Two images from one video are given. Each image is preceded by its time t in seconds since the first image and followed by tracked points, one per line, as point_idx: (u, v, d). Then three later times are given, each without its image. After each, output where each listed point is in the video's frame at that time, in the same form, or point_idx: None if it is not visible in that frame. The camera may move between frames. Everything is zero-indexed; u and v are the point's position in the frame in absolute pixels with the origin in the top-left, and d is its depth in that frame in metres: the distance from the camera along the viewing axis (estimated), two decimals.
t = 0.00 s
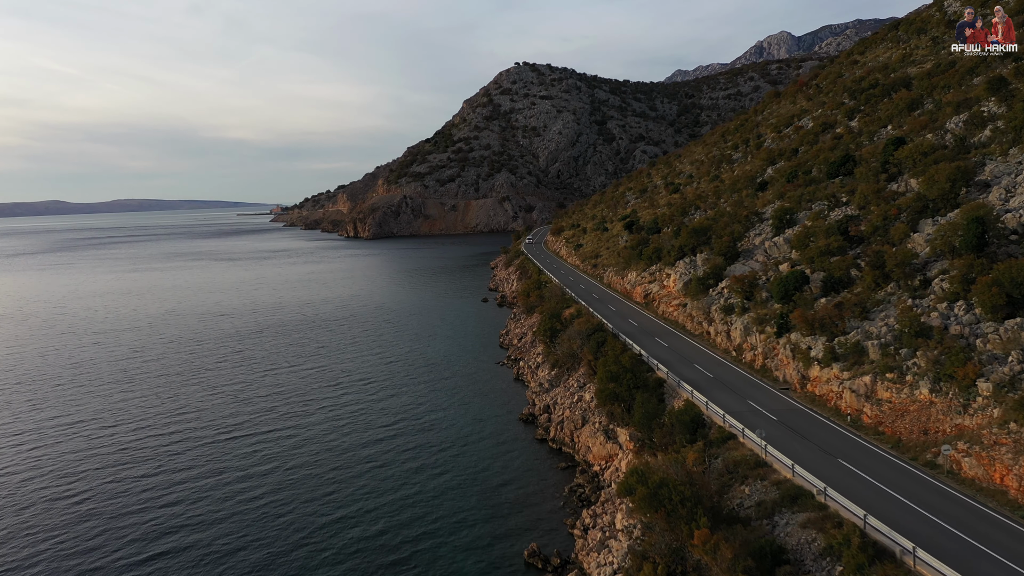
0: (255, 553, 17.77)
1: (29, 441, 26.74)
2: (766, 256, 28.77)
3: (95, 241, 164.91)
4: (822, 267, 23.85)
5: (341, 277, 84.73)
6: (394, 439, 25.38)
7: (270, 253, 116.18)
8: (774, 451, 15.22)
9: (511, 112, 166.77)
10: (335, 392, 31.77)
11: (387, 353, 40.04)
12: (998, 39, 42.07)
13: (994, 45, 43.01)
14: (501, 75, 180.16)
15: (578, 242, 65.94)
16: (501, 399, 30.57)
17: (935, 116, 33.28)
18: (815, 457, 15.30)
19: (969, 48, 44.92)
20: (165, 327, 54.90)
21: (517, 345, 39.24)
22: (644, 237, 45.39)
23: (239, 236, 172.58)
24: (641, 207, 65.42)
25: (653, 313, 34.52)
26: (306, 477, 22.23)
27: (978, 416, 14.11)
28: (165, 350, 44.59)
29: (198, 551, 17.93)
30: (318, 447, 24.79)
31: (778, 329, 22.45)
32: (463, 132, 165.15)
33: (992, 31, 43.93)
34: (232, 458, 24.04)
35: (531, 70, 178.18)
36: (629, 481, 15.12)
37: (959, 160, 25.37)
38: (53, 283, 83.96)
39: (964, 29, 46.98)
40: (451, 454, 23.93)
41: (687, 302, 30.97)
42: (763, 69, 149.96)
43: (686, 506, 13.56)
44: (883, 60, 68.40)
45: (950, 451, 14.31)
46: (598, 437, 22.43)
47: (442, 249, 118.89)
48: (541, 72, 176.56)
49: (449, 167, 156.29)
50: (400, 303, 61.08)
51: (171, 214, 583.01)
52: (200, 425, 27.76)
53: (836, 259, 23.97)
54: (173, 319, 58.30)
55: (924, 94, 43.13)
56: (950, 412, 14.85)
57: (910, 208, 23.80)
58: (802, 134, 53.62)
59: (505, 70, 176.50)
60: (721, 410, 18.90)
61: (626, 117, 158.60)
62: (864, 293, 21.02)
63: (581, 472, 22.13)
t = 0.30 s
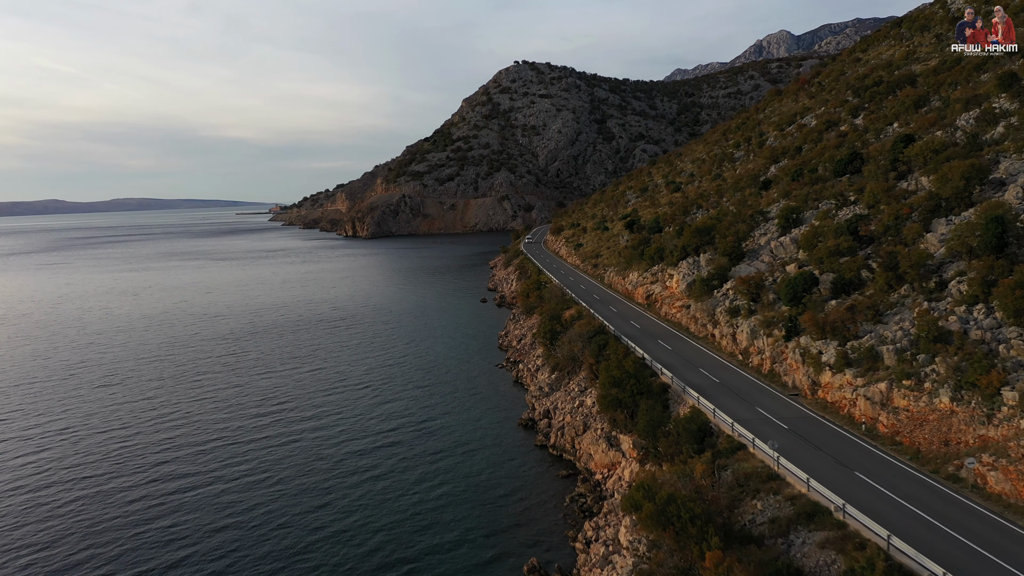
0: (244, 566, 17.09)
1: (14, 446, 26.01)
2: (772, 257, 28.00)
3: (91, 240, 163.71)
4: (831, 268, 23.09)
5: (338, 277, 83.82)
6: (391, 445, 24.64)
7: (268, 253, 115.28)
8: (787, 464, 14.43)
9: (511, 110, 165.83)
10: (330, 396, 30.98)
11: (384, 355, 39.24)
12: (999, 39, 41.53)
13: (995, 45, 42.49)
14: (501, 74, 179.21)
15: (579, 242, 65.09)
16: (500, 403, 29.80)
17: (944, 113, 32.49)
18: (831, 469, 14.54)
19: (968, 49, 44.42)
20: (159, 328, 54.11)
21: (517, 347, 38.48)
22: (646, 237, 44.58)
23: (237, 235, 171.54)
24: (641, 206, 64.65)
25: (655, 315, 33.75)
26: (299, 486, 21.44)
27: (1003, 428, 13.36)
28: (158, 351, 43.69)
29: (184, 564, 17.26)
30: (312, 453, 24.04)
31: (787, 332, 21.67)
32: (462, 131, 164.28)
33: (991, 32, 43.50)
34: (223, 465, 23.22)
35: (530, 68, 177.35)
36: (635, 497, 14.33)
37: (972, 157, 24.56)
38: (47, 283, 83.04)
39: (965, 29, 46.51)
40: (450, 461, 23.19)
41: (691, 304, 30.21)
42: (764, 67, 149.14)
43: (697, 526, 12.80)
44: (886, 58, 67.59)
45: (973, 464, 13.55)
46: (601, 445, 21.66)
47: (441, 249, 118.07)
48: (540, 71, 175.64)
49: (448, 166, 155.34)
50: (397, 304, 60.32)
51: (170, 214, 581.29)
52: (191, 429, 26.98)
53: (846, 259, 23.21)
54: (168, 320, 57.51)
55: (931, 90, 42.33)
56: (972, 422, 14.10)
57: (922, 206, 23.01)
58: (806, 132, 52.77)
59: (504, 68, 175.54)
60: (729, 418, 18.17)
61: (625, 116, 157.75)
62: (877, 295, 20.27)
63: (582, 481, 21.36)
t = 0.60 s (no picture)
0: None
1: None
2: (778, 258, 27.29)
3: (88, 240, 162.68)
4: (841, 269, 22.34)
5: (336, 278, 82.98)
6: (388, 453, 23.81)
7: (266, 252, 114.45)
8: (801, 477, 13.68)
9: (510, 109, 164.98)
10: (325, 400, 30.19)
11: (381, 357, 38.44)
12: (999, 39, 41.11)
13: (996, 45, 42.04)
14: (500, 73, 178.38)
15: (579, 242, 64.27)
16: (499, 407, 29.04)
17: (952, 110, 31.78)
18: (847, 483, 13.81)
19: (969, 48, 43.92)
20: (153, 329, 53.34)
21: (516, 349, 37.72)
22: (647, 237, 43.85)
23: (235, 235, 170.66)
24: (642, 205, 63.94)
25: (658, 317, 33.03)
26: (291, 497, 20.65)
27: None
28: (151, 354, 42.90)
29: None
30: (305, 462, 23.24)
31: (796, 336, 20.92)
32: (461, 130, 163.46)
33: (993, 31, 43.04)
34: (212, 475, 22.41)
35: (529, 67, 176.60)
36: (642, 514, 13.54)
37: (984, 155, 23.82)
38: (41, 284, 82.19)
39: (965, 28, 46.07)
40: (448, 470, 22.41)
41: (695, 305, 29.46)
42: (764, 66, 148.37)
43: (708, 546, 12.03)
44: (889, 55, 66.81)
45: (1000, 479, 12.81)
46: (603, 453, 20.90)
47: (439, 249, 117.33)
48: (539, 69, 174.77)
49: (447, 165, 154.45)
50: (395, 304, 59.57)
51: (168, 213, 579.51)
52: (181, 436, 26.17)
53: (856, 260, 22.47)
54: (162, 322, 56.71)
55: (937, 87, 41.55)
56: (997, 434, 13.35)
57: (934, 205, 22.27)
58: (809, 130, 52.00)
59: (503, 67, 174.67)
60: (738, 427, 17.39)
61: (625, 114, 157.03)
62: (890, 298, 19.52)
63: (584, 491, 20.62)
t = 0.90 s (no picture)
0: None
1: None
2: (787, 260, 26.40)
3: (85, 240, 161.69)
4: (855, 273, 21.40)
5: (333, 278, 82.06)
6: (383, 463, 22.85)
7: (263, 253, 113.51)
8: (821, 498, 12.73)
9: (509, 108, 163.97)
10: (319, 406, 29.26)
11: (377, 360, 37.48)
12: (999, 39, 40.57)
13: (996, 45, 41.54)
14: (499, 72, 177.45)
15: (579, 242, 63.36)
16: (499, 414, 28.07)
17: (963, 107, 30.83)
18: (870, 504, 12.90)
19: (969, 48, 43.31)
20: (146, 332, 52.40)
21: (515, 353, 36.75)
22: (649, 237, 42.97)
23: (233, 235, 169.68)
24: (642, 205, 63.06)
25: (662, 320, 32.08)
26: (281, 511, 19.68)
27: None
28: (143, 357, 41.95)
29: None
30: (297, 473, 22.25)
31: (809, 342, 19.95)
32: (460, 129, 162.46)
33: (993, 31, 42.49)
34: (199, 487, 21.49)
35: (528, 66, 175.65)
36: (651, 541, 12.60)
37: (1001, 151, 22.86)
38: (36, 285, 81.26)
39: (965, 28, 45.59)
40: (446, 481, 21.45)
41: (700, 308, 28.55)
42: (763, 65, 147.42)
43: None
44: (892, 53, 65.94)
45: None
46: (607, 465, 19.91)
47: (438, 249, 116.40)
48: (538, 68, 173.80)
49: (446, 165, 153.38)
50: (392, 305, 58.58)
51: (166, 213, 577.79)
52: (169, 445, 25.20)
53: (870, 263, 21.54)
54: (156, 324, 55.79)
55: (945, 84, 40.68)
56: None
57: (950, 205, 21.31)
58: (813, 128, 51.10)
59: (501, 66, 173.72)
60: (749, 439, 16.47)
61: (624, 113, 156.07)
62: (908, 302, 18.58)
63: (587, 505, 19.64)
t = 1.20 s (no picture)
0: None
1: None
2: (796, 263, 25.56)
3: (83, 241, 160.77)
4: (869, 276, 20.54)
5: (332, 279, 81.23)
6: (378, 474, 21.96)
7: (261, 253, 112.63)
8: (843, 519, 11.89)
9: (508, 107, 163.07)
10: (313, 412, 28.45)
11: (374, 364, 36.62)
12: (999, 39, 40.25)
13: (995, 46, 41.15)
14: (498, 71, 176.60)
15: (579, 242, 62.52)
16: (499, 420, 27.21)
17: (975, 104, 29.99)
18: (896, 526, 12.06)
19: (968, 48, 43.11)
20: (140, 334, 51.59)
21: (515, 356, 35.89)
22: (651, 238, 42.17)
23: (231, 235, 168.88)
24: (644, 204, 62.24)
25: (666, 323, 31.24)
26: (271, 525, 18.88)
27: None
28: (135, 361, 41.07)
29: None
30: (289, 484, 21.38)
31: (822, 349, 19.08)
32: (459, 129, 161.57)
33: (994, 31, 42.02)
34: (187, 498, 20.72)
35: (528, 66, 174.83)
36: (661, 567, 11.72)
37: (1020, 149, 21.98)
38: (31, 286, 80.46)
39: (965, 29, 45.37)
40: (444, 493, 20.57)
41: (706, 312, 27.69)
42: (764, 64, 146.47)
43: None
44: (897, 51, 65.08)
45: None
46: (612, 477, 19.04)
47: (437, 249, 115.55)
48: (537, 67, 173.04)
49: (445, 164, 152.45)
50: (390, 307, 57.80)
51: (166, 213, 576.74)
52: (158, 454, 24.34)
53: (884, 265, 20.66)
54: (151, 325, 54.98)
55: (953, 81, 39.84)
56: None
57: (968, 205, 20.41)
58: (818, 127, 50.26)
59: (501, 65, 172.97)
60: (762, 452, 15.62)
61: (624, 113, 155.11)
62: (926, 307, 17.71)
63: (591, 518, 18.80)
